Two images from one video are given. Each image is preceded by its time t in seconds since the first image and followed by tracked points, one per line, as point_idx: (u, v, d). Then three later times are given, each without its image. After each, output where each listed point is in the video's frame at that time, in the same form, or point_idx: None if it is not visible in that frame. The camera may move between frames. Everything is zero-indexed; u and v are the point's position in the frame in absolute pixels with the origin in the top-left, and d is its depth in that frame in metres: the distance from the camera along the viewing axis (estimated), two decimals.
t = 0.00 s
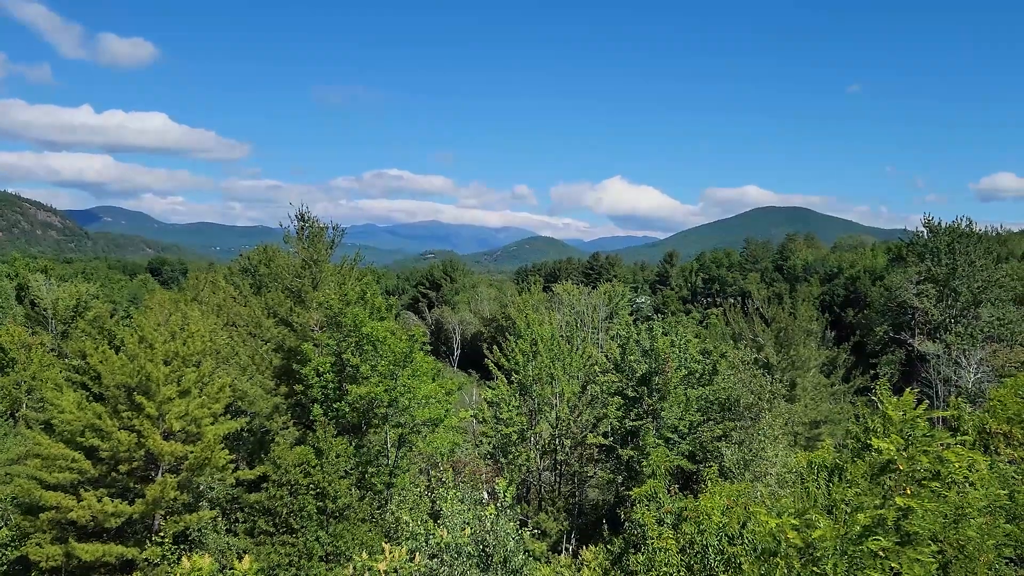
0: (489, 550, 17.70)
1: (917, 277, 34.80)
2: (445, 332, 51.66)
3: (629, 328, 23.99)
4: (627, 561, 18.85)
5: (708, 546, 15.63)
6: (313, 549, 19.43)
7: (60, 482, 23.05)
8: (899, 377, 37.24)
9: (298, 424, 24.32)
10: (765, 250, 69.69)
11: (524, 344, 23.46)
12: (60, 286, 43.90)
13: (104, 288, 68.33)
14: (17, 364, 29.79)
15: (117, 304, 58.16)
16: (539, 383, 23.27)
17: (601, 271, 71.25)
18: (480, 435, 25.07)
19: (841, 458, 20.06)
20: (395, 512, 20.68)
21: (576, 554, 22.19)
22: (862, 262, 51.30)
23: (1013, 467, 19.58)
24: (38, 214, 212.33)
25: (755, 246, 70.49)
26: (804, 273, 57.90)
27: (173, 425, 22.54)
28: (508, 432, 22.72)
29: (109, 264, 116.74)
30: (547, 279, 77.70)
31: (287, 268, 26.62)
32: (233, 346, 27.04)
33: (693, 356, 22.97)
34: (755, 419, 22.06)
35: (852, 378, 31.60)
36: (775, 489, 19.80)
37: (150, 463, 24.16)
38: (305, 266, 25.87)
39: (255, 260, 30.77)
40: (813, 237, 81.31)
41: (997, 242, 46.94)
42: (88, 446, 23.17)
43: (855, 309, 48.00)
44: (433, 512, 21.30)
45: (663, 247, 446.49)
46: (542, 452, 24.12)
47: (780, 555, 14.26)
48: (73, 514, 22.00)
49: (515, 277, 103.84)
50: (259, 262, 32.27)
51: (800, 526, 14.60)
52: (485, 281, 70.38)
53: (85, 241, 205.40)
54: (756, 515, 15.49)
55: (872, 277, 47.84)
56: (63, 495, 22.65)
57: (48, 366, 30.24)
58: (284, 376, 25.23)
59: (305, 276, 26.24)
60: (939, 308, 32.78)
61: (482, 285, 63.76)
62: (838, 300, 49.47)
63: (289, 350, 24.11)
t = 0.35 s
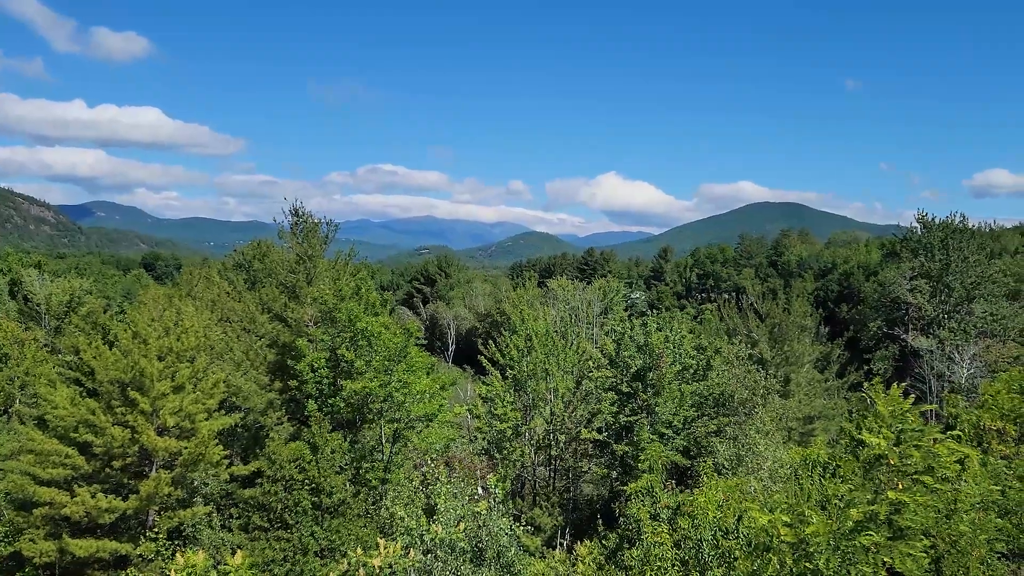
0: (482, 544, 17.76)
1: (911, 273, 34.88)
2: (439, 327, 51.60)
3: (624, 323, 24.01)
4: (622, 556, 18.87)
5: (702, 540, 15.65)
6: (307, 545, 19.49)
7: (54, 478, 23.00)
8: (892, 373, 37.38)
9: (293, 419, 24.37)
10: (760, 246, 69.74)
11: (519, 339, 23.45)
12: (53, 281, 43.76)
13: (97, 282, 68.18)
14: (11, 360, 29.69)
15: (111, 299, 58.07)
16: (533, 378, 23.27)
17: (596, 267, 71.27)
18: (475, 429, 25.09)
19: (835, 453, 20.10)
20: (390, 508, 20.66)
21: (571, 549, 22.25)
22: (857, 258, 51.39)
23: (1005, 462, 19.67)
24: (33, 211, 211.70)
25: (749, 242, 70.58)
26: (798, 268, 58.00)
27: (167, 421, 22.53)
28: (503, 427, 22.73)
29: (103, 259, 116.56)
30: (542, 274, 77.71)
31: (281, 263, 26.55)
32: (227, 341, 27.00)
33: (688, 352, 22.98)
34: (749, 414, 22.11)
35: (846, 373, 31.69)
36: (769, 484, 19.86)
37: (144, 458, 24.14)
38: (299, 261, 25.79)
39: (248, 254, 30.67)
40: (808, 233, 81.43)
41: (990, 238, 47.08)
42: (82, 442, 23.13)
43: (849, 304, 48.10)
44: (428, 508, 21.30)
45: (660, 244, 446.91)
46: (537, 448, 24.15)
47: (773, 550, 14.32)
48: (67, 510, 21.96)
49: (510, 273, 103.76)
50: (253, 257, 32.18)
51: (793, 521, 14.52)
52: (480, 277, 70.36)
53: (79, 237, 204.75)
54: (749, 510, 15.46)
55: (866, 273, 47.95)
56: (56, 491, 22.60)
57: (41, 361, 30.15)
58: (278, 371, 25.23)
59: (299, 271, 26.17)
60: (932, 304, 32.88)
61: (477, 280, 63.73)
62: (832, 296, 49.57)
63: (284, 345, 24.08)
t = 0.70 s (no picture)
0: (475, 543, 17.73)
1: (903, 271, 34.99)
2: (433, 326, 51.52)
3: (618, 322, 23.97)
4: (616, 555, 18.83)
5: (694, 538, 15.64)
6: (301, 544, 19.57)
7: (45, 477, 22.87)
8: (885, 371, 37.47)
9: (286, 418, 24.30)
10: (752, 244, 69.88)
11: (512, 337, 23.34)
12: (44, 279, 43.54)
13: (89, 281, 67.83)
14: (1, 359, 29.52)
15: (102, 298, 57.81)
16: (527, 376, 23.20)
17: (590, 266, 71.29)
18: (468, 428, 25.02)
19: (828, 452, 20.13)
20: (383, 507, 20.61)
21: (564, 547, 22.21)
22: (849, 256, 51.49)
23: (996, 460, 19.77)
24: (25, 210, 210.69)
25: (742, 240, 70.75)
26: (792, 266, 58.11)
27: (160, 420, 22.44)
28: (496, 426, 22.64)
29: (95, 258, 116.01)
30: (536, 273, 77.67)
31: (274, 261, 26.48)
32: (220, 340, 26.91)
33: (681, 350, 23.01)
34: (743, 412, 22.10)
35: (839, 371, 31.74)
36: (762, 482, 19.86)
37: (136, 457, 24.04)
38: (291, 259, 25.67)
39: (240, 252, 30.50)
40: (801, 231, 81.67)
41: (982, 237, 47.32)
42: (73, 441, 23.00)
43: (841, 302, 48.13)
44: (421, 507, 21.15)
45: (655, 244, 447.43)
46: (530, 446, 24.12)
47: (765, 548, 14.44)
48: (58, 509, 21.86)
49: (504, 272, 103.72)
50: (245, 255, 32.05)
51: (784, 520, 14.53)
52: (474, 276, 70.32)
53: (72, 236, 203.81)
54: (743, 509, 15.44)
55: (858, 271, 48.09)
56: (48, 491, 22.50)
57: (32, 360, 29.99)
58: (271, 370, 25.13)
59: (292, 269, 26.05)
60: (923, 302, 33.05)
61: (471, 279, 63.67)
62: (825, 294, 49.65)
63: (276, 344, 23.96)
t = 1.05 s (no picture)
0: (468, 543, 17.62)
1: (895, 270, 35.13)
2: (426, 325, 51.49)
3: (611, 321, 23.99)
4: (610, 555, 18.80)
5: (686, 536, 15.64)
6: (295, 544, 19.48)
7: (36, 478, 22.74)
8: (877, 370, 37.62)
9: (279, 418, 24.25)
10: (745, 243, 70.02)
11: (505, 336, 23.32)
12: (34, 279, 43.32)
13: (79, 280, 67.59)
14: None
15: (94, 298, 57.59)
16: (520, 377, 23.15)
17: (584, 266, 71.32)
18: (461, 427, 25.02)
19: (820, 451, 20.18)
20: (376, 507, 20.56)
21: (557, 547, 22.20)
22: (841, 255, 51.63)
23: (986, 459, 19.90)
24: (18, 210, 209.83)
25: (734, 240, 71.01)
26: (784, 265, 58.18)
27: (152, 420, 22.37)
28: (490, 425, 22.62)
29: (86, 257, 115.59)
30: (529, 272, 77.65)
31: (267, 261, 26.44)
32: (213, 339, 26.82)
33: (675, 350, 23.04)
34: (735, 411, 22.18)
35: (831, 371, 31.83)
36: (754, 481, 19.92)
37: (128, 457, 23.95)
38: (284, 259, 25.62)
39: (233, 251, 30.42)
40: (794, 231, 81.92)
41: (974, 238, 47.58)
42: (65, 441, 22.89)
43: (833, 301, 48.27)
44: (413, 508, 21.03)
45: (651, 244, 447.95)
46: (523, 446, 24.08)
47: (758, 547, 14.51)
48: (50, 510, 21.75)
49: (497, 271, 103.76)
50: (238, 254, 31.97)
51: (777, 519, 14.84)
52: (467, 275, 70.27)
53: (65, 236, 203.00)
54: (734, 508, 15.47)
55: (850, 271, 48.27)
56: (39, 491, 22.38)
57: (23, 360, 29.84)
58: (264, 370, 25.05)
59: (285, 269, 25.98)
60: (915, 302, 33.23)
61: (465, 278, 63.61)
62: (817, 294, 49.78)
63: (269, 344, 23.87)
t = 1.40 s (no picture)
0: (463, 545, 17.48)
1: (890, 270, 35.20)
2: (420, 326, 51.46)
3: (605, 321, 23.96)
4: (605, 554, 18.73)
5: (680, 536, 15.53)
6: (289, 545, 19.31)
7: (29, 479, 22.64)
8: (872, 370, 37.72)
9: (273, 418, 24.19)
10: (739, 243, 70.10)
11: (500, 336, 23.27)
12: (27, 279, 43.17)
13: (72, 280, 67.43)
14: None
15: (87, 299, 57.37)
16: (515, 377, 23.08)
17: (579, 266, 71.31)
18: (456, 427, 24.99)
19: (814, 451, 20.18)
20: (370, 508, 20.45)
21: (552, 547, 22.18)
22: (836, 254, 51.72)
23: (978, 459, 19.97)
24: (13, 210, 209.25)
25: (728, 239, 71.17)
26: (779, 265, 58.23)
27: (145, 420, 22.29)
28: (484, 425, 22.58)
29: (80, 257, 115.25)
30: (524, 272, 77.62)
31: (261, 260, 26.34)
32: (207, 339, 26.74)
33: (670, 349, 23.02)
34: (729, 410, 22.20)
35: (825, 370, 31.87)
36: (747, 481, 19.94)
37: (121, 458, 23.84)
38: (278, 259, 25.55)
39: (226, 251, 30.29)
40: (789, 230, 82.15)
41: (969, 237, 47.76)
42: (58, 442, 22.79)
43: (828, 301, 48.04)
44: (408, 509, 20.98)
45: (648, 244, 448.47)
46: (517, 446, 24.03)
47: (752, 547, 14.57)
48: (42, 511, 21.65)
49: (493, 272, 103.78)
50: (232, 254, 31.93)
51: (772, 519, 14.83)
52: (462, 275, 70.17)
53: (60, 236, 202.54)
54: (727, 509, 15.48)
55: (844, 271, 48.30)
56: (31, 492, 22.28)
57: (16, 360, 29.72)
58: (257, 370, 24.90)
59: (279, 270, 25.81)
60: (910, 302, 33.37)
61: (460, 278, 63.54)
62: (811, 294, 49.85)
63: (263, 344, 23.79)
